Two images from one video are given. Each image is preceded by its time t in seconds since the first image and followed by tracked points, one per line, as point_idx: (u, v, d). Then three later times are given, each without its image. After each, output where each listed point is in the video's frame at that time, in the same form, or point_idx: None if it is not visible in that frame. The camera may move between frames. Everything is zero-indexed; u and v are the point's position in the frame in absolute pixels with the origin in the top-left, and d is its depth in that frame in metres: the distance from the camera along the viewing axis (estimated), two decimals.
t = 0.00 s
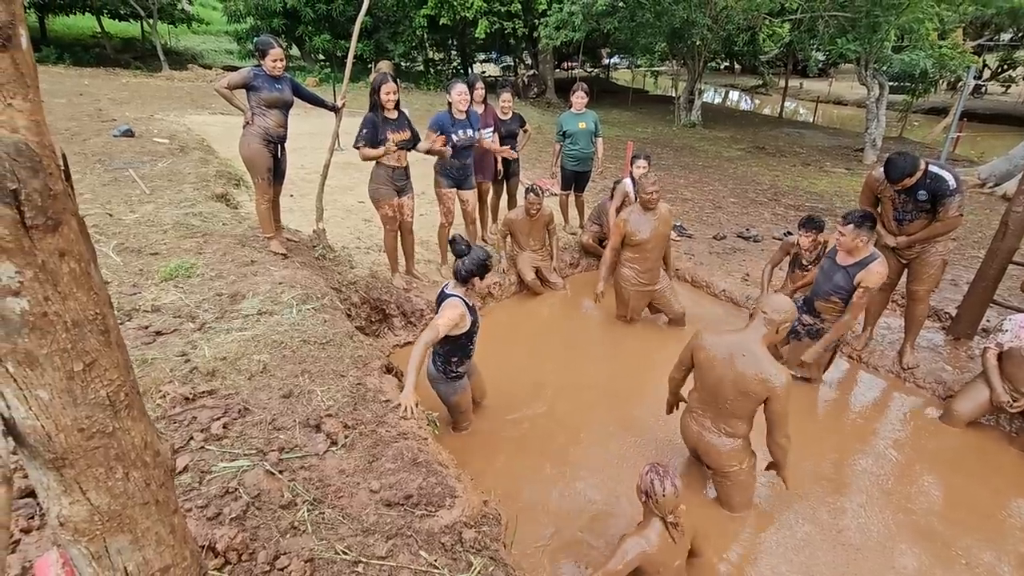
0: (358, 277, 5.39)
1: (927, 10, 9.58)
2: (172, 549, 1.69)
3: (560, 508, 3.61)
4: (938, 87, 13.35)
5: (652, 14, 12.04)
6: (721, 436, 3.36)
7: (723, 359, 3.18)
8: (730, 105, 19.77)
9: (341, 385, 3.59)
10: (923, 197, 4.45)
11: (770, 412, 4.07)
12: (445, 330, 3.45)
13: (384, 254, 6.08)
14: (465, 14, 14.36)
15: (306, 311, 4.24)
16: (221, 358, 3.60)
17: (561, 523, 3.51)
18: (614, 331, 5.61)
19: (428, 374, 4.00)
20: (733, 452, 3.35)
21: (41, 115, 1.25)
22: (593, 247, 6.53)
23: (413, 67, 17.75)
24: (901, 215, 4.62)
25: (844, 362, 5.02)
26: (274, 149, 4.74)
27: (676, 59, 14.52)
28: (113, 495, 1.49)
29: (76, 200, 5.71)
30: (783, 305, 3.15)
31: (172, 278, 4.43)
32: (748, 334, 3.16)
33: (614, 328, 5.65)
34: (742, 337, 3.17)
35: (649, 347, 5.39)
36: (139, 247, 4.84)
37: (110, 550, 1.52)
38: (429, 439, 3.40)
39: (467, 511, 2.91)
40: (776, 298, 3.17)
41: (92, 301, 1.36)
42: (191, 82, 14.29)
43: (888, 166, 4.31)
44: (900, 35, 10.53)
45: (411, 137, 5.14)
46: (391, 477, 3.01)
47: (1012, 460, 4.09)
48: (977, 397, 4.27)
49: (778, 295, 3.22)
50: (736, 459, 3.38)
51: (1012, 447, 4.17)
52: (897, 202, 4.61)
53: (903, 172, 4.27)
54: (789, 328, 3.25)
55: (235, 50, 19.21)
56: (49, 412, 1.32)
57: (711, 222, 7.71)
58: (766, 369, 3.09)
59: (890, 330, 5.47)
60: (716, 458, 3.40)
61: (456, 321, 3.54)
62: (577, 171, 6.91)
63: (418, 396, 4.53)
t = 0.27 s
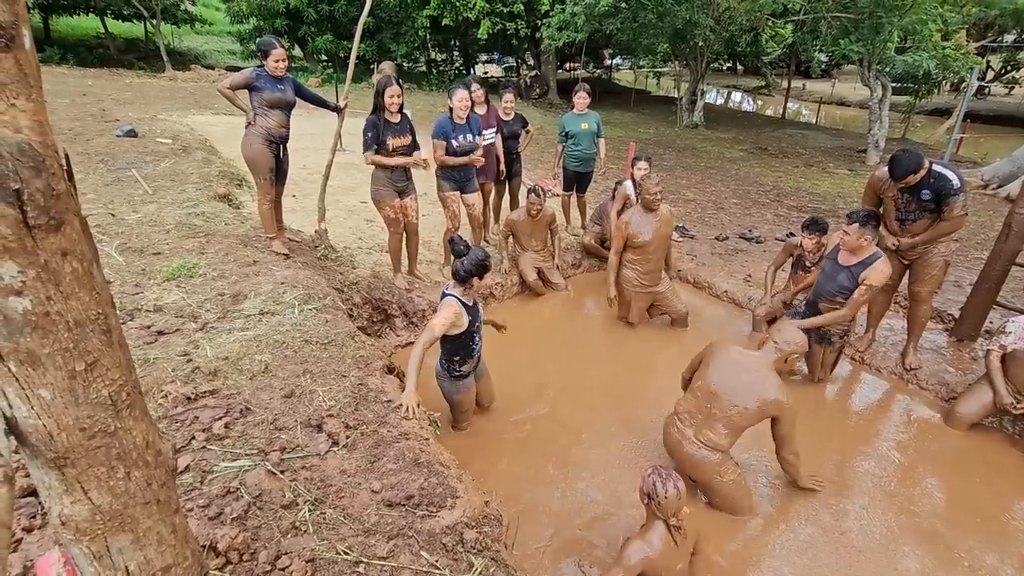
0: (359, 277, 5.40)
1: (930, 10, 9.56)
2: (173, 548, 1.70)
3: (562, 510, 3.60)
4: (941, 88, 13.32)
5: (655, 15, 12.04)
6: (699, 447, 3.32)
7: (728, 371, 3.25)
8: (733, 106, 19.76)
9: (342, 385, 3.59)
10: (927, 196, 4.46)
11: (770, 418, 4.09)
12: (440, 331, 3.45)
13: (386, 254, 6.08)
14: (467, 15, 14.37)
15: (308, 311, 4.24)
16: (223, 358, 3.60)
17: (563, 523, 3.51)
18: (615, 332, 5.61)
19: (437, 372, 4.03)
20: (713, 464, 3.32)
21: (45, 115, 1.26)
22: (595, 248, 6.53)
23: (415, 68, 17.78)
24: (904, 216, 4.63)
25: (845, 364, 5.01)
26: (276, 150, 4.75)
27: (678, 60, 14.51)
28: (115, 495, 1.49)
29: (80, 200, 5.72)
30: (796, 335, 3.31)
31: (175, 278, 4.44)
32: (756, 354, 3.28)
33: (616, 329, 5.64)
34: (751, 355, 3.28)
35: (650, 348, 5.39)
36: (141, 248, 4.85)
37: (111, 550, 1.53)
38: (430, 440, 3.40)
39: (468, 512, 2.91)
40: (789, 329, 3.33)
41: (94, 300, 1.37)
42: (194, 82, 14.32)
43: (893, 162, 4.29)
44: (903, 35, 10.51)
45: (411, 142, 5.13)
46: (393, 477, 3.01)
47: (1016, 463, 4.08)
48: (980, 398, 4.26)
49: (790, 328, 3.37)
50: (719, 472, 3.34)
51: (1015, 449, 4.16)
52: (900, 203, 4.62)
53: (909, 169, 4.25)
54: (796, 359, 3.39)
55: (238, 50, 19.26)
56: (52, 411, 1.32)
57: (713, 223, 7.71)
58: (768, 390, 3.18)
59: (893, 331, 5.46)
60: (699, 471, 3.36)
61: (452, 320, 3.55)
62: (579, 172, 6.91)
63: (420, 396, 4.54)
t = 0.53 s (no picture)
0: (360, 277, 5.40)
1: (932, 11, 9.55)
2: (174, 547, 1.70)
3: (563, 511, 3.60)
4: (943, 89, 13.30)
5: (656, 16, 12.05)
6: (687, 452, 3.31)
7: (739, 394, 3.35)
8: (734, 107, 19.77)
9: (343, 385, 3.59)
10: (934, 191, 4.43)
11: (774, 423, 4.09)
12: (439, 330, 3.46)
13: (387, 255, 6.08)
14: (469, 15, 14.38)
15: (309, 311, 4.25)
16: (223, 358, 3.60)
17: (564, 524, 3.51)
18: (616, 333, 5.60)
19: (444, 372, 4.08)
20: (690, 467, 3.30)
21: (48, 115, 1.26)
22: (596, 249, 6.53)
23: (416, 68, 17.79)
24: (908, 212, 4.61)
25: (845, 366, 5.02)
26: (278, 149, 4.75)
27: (680, 61, 14.51)
28: (116, 494, 1.49)
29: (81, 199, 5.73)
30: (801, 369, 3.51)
31: (176, 277, 4.44)
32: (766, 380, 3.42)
33: (616, 330, 5.65)
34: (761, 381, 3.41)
35: (650, 348, 5.40)
36: (143, 247, 4.85)
37: (112, 549, 1.53)
38: (431, 440, 3.40)
39: (468, 512, 2.92)
40: (796, 364, 3.54)
41: (96, 300, 1.37)
42: (196, 82, 14.34)
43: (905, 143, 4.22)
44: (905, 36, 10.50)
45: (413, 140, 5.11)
46: (393, 477, 3.01)
47: (1019, 465, 4.07)
48: (982, 400, 4.25)
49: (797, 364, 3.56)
50: (702, 478, 3.32)
51: (1017, 451, 4.16)
52: (903, 198, 4.60)
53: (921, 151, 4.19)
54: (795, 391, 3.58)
55: (240, 50, 19.29)
56: (53, 410, 1.32)
57: (714, 224, 7.71)
58: (772, 416, 3.28)
59: (894, 333, 5.45)
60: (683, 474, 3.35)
61: (451, 320, 3.57)
62: (580, 172, 6.91)
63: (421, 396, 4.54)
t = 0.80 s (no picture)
0: (361, 277, 5.40)
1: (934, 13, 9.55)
2: (175, 546, 1.70)
3: (563, 512, 3.59)
4: (945, 91, 13.30)
5: (658, 17, 12.06)
6: (679, 454, 3.31)
7: (733, 401, 3.31)
8: (735, 108, 19.77)
9: (344, 385, 3.59)
10: (941, 186, 4.40)
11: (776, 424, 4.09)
12: (440, 331, 3.46)
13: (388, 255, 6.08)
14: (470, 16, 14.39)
15: (310, 311, 4.25)
16: (224, 357, 3.61)
17: (564, 524, 3.51)
18: (616, 334, 5.60)
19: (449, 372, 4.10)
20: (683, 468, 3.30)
21: (49, 114, 1.26)
22: (596, 249, 6.53)
23: (418, 68, 17.80)
24: (912, 208, 4.55)
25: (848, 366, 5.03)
26: (279, 149, 4.75)
27: (681, 61, 14.51)
28: (116, 493, 1.49)
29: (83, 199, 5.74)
30: (809, 388, 3.33)
31: (177, 277, 4.45)
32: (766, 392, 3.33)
33: (615, 330, 5.65)
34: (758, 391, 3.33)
35: (650, 348, 5.40)
36: (144, 247, 4.85)
37: (112, 548, 1.53)
38: (431, 440, 3.40)
39: (469, 512, 2.92)
40: (804, 381, 3.35)
41: (97, 298, 1.37)
42: (197, 82, 14.35)
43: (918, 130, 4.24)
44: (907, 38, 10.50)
45: (412, 141, 5.15)
46: (394, 477, 3.01)
47: (1021, 467, 4.06)
48: (982, 401, 4.25)
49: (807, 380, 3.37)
50: (694, 480, 3.31)
51: (1018, 453, 4.15)
52: (908, 193, 4.54)
53: (932, 135, 4.23)
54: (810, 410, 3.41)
55: (241, 50, 19.31)
56: (53, 408, 1.32)
57: (715, 225, 7.71)
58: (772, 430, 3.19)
59: (895, 334, 5.45)
60: (676, 476, 3.35)
61: (452, 321, 3.56)
62: (581, 173, 6.92)
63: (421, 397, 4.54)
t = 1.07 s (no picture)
0: (362, 277, 5.40)
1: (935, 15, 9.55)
2: (174, 546, 1.70)
3: (563, 512, 3.59)
4: (945, 92, 13.31)
5: (658, 18, 12.08)
6: (679, 454, 3.30)
7: (736, 407, 3.29)
8: (736, 109, 19.78)
9: (344, 385, 3.59)
10: (946, 184, 4.40)
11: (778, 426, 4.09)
12: (444, 331, 3.49)
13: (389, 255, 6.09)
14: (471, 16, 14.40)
15: (310, 311, 4.25)
16: (224, 357, 3.61)
17: (563, 524, 3.52)
18: (616, 335, 5.59)
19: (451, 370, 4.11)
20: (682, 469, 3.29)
21: (50, 114, 1.26)
22: (597, 250, 6.53)
23: (419, 69, 17.81)
24: (914, 206, 4.55)
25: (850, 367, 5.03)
26: (279, 149, 4.75)
27: (681, 63, 14.52)
28: (116, 492, 1.49)
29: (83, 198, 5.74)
30: (819, 400, 3.20)
31: (177, 276, 4.45)
32: (772, 401, 3.29)
33: (615, 331, 5.65)
34: (764, 400, 3.30)
35: (650, 349, 5.40)
36: (144, 247, 4.85)
37: (112, 547, 1.53)
38: (431, 440, 3.40)
39: (468, 513, 2.92)
40: (812, 393, 3.23)
41: (97, 298, 1.37)
42: (198, 82, 14.36)
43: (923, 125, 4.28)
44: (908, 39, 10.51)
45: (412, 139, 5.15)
46: (394, 477, 3.01)
47: (1021, 468, 4.06)
48: (983, 403, 4.25)
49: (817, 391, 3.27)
50: (691, 482, 3.31)
51: (1018, 454, 4.15)
52: (910, 192, 4.54)
53: (937, 129, 4.27)
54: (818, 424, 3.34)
55: (243, 50, 19.32)
56: (54, 407, 1.32)
57: (716, 226, 7.71)
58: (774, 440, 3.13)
59: (895, 335, 5.45)
60: (674, 477, 3.34)
61: (454, 321, 3.58)
62: (581, 174, 6.92)
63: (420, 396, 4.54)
